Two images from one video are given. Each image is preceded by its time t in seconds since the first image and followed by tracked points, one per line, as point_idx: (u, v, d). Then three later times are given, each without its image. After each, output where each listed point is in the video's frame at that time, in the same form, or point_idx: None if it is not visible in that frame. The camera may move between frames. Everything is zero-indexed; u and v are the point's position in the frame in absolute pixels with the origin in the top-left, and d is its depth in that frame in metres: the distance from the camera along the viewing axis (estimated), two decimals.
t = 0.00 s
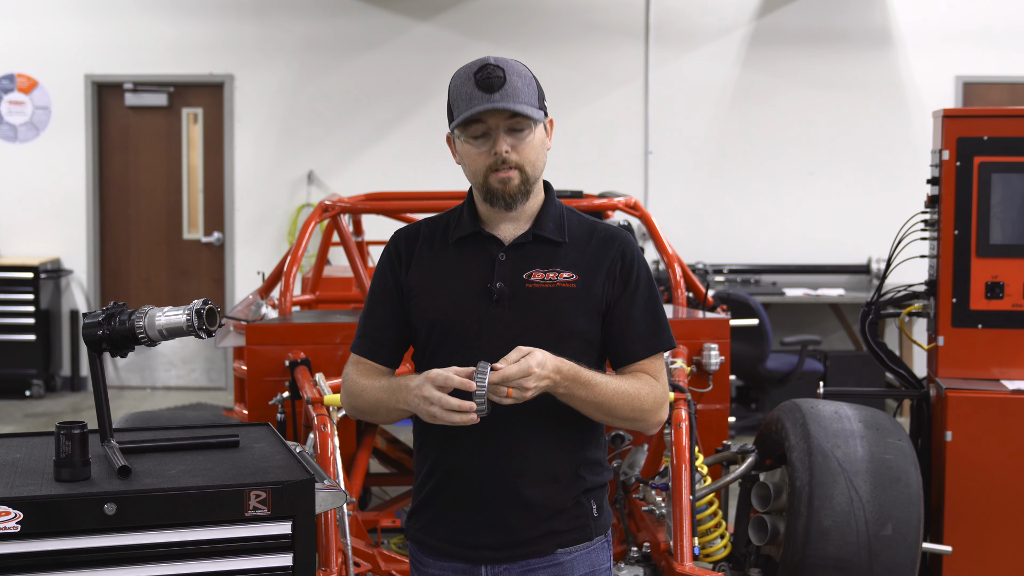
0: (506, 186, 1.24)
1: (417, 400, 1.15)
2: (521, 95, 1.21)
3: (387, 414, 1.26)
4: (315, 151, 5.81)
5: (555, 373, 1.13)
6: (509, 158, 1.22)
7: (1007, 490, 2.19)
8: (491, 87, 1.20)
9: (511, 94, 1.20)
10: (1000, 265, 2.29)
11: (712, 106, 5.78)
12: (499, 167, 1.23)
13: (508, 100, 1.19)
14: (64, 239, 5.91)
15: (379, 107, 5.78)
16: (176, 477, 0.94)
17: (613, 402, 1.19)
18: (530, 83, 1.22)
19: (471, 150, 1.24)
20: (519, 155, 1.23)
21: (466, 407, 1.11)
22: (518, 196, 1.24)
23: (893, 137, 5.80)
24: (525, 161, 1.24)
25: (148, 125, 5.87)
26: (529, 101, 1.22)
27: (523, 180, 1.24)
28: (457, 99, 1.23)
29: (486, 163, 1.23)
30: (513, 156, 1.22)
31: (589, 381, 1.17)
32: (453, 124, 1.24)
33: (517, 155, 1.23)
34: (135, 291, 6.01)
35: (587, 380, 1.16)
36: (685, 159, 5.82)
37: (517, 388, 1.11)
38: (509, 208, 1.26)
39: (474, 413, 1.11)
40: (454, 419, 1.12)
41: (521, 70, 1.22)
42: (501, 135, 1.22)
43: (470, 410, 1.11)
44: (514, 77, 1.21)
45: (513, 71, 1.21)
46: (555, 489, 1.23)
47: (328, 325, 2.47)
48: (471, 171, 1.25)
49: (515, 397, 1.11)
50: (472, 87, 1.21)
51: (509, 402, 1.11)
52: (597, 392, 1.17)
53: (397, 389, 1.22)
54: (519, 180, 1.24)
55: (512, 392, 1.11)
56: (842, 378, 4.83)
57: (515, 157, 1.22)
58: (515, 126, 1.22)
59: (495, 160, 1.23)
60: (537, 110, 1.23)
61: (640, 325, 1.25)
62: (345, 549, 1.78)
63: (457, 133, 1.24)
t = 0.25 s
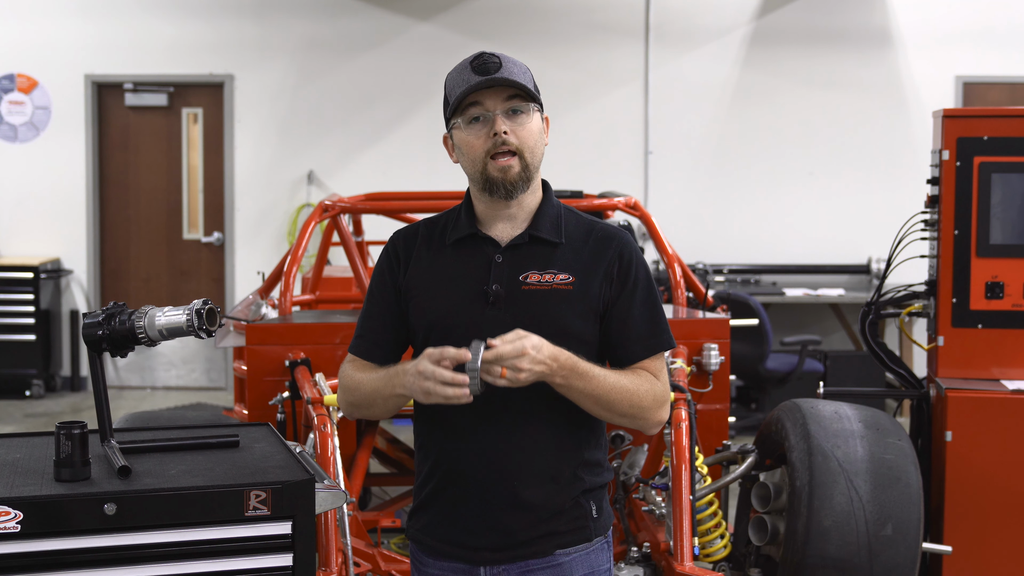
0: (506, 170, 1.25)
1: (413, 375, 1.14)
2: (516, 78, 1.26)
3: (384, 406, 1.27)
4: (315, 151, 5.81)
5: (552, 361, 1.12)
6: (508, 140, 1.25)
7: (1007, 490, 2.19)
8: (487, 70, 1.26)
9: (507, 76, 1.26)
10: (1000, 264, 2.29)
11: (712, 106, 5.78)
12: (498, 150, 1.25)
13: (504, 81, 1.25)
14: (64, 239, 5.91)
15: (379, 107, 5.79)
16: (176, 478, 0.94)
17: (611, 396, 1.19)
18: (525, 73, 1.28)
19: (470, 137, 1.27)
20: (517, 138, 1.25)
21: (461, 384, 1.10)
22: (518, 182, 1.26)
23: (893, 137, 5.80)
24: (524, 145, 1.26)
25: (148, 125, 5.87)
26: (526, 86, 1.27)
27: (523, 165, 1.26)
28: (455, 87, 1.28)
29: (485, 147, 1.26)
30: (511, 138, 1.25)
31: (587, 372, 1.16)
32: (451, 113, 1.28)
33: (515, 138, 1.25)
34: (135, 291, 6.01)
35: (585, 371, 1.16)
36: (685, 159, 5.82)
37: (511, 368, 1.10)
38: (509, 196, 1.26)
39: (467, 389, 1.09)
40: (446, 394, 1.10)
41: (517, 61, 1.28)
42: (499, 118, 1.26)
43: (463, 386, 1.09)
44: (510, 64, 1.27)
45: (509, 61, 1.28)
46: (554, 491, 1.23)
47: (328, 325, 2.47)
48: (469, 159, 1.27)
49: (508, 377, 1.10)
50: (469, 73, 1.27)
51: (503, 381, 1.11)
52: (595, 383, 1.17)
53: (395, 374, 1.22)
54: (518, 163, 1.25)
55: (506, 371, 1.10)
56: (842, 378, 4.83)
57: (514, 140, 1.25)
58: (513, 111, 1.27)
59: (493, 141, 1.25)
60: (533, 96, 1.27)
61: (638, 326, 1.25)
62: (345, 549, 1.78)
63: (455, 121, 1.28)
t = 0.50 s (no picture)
0: (506, 177, 1.25)
1: (404, 402, 1.16)
2: (513, 85, 1.25)
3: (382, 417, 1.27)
4: (315, 151, 5.81)
5: (543, 378, 1.13)
6: (507, 148, 1.25)
7: (1008, 490, 2.19)
8: (483, 78, 1.24)
9: (503, 83, 1.24)
10: (1000, 264, 2.29)
11: (711, 105, 5.78)
12: (497, 158, 1.25)
13: (501, 89, 1.24)
14: (64, 239, 5.91)
15: (379, 107, 5.79)
16: (176, 477, 0.94)
17: (610, 403, 1.19)
18: (520, 76, 1.27)
19: (468, 145, 1.27)
20: (516, 144, 1.25)
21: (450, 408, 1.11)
22: (519, 185, 1.26)
23: (893, 137, 5.80)
24: (523, 150, 1.26)
25: (148, 125, 5.87)
26: (522, 91, 1.26)
27: (523, 170, 1.26)
28: (451, 95, 1.27)
29: (484, 155, 1.26)
30: (510, 145, 1.25)
31: (582, 385, 1.17)
32: (448, 121, 1.27)
33: (514, 144, 1.25)
34: (135, 291, 6.01)
35: (579, 384, 1.16)
36: (685, 159, 5.82)
37: (501, 389, 1.11)
38: (510, 201, 1.27)
39: (456, 415, 1.11)
40: (436, 420, 1.12)
41: (512, 64, 1.27)
42: (497, 125, 1.26)
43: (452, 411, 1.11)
44: (505, 69, 1.25)
45: (504, 65, 1.26)
46: (554, 490, 1.23)
47: (328, 325, 2.47)
48: (468, 166, 1.27)
49: (500, 399, 1.12)
50: (464, 81, 1.25)
51: (495, 403, 1.12)
52: (591, 395, 1.17)
53: (388, 393, 1.24)
54: (518, 169, 1.25)
55: (496, 394, 1.11)
56: (842, 378, 4.83)
57: (512, 147, 1.25)
58: (510, 116, 1.26)
59: (492, 149, 1.25)
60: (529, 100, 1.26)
61: (638, 326, 1.24)
62: (345, 549, 1.78)
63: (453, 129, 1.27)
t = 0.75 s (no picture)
0: (501, 183, 1.25)
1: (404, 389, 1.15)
2: (505, 90, 1.24)
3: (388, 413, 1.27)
4: (315, 151, 5.81)
5: (544, 371, 1.12)
6: (501, 154, 1.25)
7: (1008, 490, 2.19)
8: (475, 84, 1.24)
9: (496, 89, 1.24)
10: (1000, 264, 2.29)
11: (711, 106, 5.78)
12: (492, 165, 1.25)
13: (493, 94, 1.24)
14: (64, 239, 5.91)
15: (379, 107, 5.79)
16: (176, 477, 0.94)
17: (610, 401, 1.18)
18: (513, 80, 1.26)
19: (464, 152, 1.27)
20: (510, 150, 1.25)
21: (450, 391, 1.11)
22: (514, 192, 1.26)
23: (893, 136, 5.80)
24: (517, 156, 1.26)
25: (148, 125, 5.87)
26: (515, 95, 1.25)
27: (518, 175, 1.26)
28: (444, 102, 1.27)
29: (479, 162, 1.26)
30: (504, 151, 1.25)
31: (582, 380, 1.16)
32: (442, 128, 1.27)
33: (508, 150, 1.25)
34: (135, 291, 6.01)
35: (580, 380, 1.16)
36: (685, 159, 5.82)
37: (502, 375, 1.10)
38: (506, 207, 1.26)
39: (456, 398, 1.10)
40: (436, 404, 1.11)
41: (504, 67, 1.26)
42: (491, 131, 1.25)
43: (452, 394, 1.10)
44: (497, 73, 1.25)
45: (496, 69, 1.26)
46: (554, 491, 1.23)
47: (328, 325, 2.47)
48: (464, 173, 1.27)
49: (499, 386, 1.10)
50: (457, 87, 1.25)
51: (494, 391, 1.10)
52: (591, 391, 1.16)
53: (393, 384, 1.23)
54: (512, 175, 1.25)
55: (497, 379, 1.10)
56: (842, 378, 4.83)
57: (507, 153, 1.24)
58: (504, 121, 1.26)
59: (487, 156, 1.25)
60: (523, 104, 1.26)
61: (639, 327, 1.24)
62: (345, 549, 1.78)
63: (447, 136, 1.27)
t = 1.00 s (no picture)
0: (498, 183, 1.25)
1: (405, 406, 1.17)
2: (502, 90, 1.24)
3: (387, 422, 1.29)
4: (315, 151, 5.81)
5: (542, 383, 1.13)
6: (498, 155, 1.24)
7: (1008, 490, 2.19)
8: (472, 84, 1.24)
9: (493, 89, 1.24)
10: (1000, 264, 2.29)
11: (711, 106, 5.78)
12: (489, 165, 1.25)
13: (490, 95, 1.23)
14: (64, 239, 5.91)
15: (379, 107, 5.79)
16: (176, 477, 0.94)
17: (610, 407, 1.19)
18: (510, 80, 1.26)
19: (461, 153, 1.26)
20: (508, 151, 1.25)
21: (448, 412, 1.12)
22: (511, 192, 1.26)
23: (893, 136, 5.80)
24: (515, 156, 1.25)
25: (148, 125, 5.87)
26: (512, 96, 1.25)
27: (515, 176, 1.26)
28: (441, 102, 1.27)
29: (476, 162, 1.25)
30: (501, 152, 1.24)
31: (581, 389, 1.17)
32: (439, 128, 1.27)
33: (506, 150, 1.25)
34: (135, 290, 6.01)
35: (578, 389, 1.16)
36: (685, 159, 5.82)
37: (501, 394, 1.11)
38: (504, 208, 1.26)
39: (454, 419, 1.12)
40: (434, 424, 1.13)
41: (502, 68, 1.26)
42: (488, 131, 1.25)
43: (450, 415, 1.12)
44: (495, 73, 1.25)
45: (493, 69, 1.25)
46: (554, 493, 1.23)
47: (328, 325, 2.47)
48: (461, 174, 1.27)
49: (498, 404, 1.11)
50: (454, 88, 1.25)
51: (493, 408, 1.12)
52: (590, 399, 1.17)
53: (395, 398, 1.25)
54: (509, 176, 1.25)
55: (495, 398, 1.11)
56: (842, 378, 4.82)
57: (504, 153, 1.24)
58: (501, 122, 1.25)
59: (484, 156, 1.25)
60: (520, 104, 1.26)
61: (637, 329, 1.24)
62: (345, 549, 1.78)
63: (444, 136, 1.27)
